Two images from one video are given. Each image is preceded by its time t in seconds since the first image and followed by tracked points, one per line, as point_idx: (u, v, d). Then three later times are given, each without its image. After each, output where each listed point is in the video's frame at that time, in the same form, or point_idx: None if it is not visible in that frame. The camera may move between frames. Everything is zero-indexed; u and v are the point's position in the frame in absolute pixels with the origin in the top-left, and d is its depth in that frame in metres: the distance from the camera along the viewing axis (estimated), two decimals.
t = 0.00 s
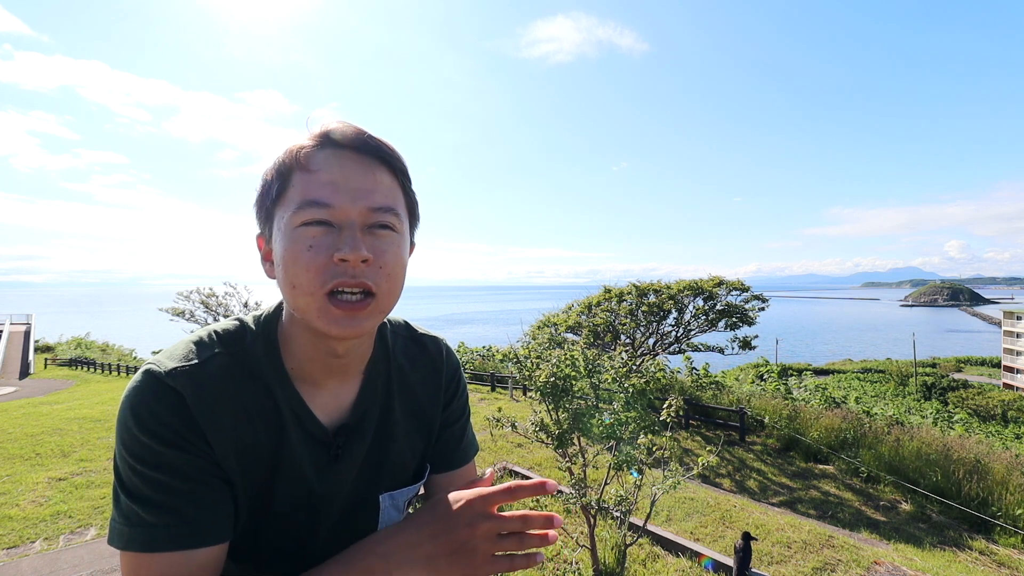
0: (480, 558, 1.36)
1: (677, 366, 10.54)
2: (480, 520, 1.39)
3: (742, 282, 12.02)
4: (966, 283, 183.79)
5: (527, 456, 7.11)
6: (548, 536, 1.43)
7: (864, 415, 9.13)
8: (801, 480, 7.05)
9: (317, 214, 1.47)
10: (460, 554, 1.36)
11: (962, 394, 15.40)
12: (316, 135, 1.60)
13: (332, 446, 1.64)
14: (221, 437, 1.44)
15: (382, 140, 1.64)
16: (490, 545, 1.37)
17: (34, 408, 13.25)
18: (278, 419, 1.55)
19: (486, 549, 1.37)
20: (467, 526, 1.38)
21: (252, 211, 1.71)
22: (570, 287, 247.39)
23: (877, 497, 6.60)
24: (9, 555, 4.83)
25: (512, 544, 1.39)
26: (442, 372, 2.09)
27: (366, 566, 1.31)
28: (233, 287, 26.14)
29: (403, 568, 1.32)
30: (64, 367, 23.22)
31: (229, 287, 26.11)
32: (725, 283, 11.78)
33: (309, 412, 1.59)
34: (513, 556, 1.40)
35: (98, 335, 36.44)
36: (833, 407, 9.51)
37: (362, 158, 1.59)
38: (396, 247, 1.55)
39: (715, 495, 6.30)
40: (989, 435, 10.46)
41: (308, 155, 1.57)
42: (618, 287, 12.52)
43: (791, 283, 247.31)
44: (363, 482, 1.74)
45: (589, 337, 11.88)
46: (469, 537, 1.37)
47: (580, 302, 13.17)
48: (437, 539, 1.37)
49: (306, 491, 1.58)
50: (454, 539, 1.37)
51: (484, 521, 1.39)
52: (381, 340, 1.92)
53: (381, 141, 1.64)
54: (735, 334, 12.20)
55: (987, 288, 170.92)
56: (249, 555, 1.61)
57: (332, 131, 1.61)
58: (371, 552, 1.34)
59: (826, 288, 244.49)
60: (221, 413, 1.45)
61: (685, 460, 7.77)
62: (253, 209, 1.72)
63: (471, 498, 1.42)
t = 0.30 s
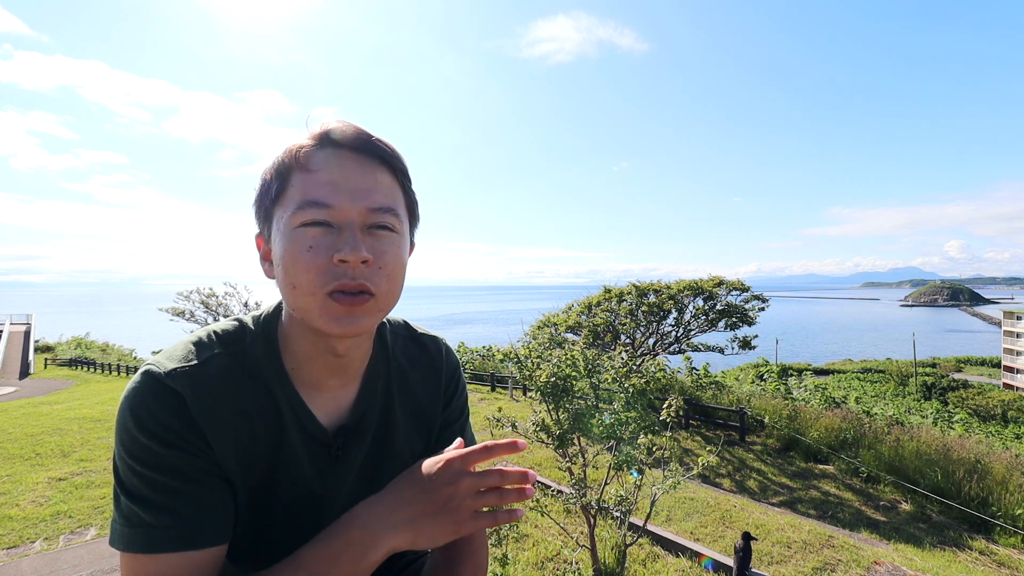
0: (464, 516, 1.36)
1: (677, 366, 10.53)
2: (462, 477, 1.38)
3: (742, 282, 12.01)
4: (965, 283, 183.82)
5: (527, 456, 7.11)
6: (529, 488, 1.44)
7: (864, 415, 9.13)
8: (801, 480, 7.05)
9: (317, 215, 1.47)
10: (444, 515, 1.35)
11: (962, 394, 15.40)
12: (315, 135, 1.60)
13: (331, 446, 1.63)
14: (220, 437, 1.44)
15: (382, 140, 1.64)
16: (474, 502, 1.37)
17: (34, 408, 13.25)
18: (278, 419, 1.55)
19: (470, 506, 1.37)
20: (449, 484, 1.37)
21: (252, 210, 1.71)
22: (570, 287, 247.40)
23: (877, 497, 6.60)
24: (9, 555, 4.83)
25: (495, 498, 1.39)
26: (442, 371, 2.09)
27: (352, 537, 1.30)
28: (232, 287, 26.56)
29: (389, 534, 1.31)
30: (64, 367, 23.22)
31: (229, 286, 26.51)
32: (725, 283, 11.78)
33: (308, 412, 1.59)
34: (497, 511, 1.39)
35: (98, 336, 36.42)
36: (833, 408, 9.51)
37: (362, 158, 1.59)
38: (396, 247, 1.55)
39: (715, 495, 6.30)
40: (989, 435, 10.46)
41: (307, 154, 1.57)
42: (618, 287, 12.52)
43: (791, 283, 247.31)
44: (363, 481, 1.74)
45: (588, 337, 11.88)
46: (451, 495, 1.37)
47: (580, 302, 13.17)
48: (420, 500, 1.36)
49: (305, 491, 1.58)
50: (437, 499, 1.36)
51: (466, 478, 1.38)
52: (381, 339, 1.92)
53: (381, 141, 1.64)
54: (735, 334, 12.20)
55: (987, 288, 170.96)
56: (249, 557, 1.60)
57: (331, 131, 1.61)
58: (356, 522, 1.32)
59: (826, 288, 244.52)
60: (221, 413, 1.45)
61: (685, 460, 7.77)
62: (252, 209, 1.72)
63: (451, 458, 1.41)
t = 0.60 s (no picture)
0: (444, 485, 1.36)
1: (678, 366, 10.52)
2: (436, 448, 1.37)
3: (742, 282, 12.01)
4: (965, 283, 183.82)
5: (527, 456, 7.12)
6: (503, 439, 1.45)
7: (864, 415, 9.13)
8: (801, 480, 7.05)
9: (311, 213, 1.47)
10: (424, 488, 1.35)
11: (962, 394, 15.40)
12: (311, 133, 1.60)
13: (330, 446, 1.64)
14: (220, 437, 1.44)
15: (378, 139, 1.64)
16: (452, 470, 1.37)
17: (34, 408, 13.25)
18: (277, 419, 1.56)
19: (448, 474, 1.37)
20: (423, 459, 1.35)
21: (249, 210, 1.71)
22: (570, 287, 247.38)
23: (877, 497, 6.60)
24: (9, 555, 4.83)
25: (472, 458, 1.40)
26: (441, 371, 2.09)
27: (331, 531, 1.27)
28: (232, 287, 26.68)
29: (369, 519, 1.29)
30: (64, 367, 23.21)
31: (229, 287, 26.64)
32: (725, 283, 11.78)
33: (307, 412, 1.59)
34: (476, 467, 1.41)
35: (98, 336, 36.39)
36: (833, 408, 9.51)
37: (357, 157, 1.59)
38: (391, 246, 1.55)
39: (715, 495, 6.30)
40: (989, 435, 10.46)
41: (303, 153, 1.57)
42: (618, 287, 12.51)
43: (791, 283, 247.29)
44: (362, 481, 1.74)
45: (588, 337, 11.88)
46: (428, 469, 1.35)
47: (580, 302, 13.16)
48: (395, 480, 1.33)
49: (305, 491, 1.58)
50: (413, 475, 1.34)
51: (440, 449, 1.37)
52: (380, 339, 1.92)
53: (377, 140, 1.64)
54: (735, 334, 12.20)
55: (987, 288, 170.97)
56: (249, 556, 1.60)
57: (327, 130, 1.61)
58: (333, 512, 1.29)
59: (826, 288, 244.48)
60: (219, 413, 1.45)
61: (685, 460, 7.77)
62: (250, 209, 1.72)
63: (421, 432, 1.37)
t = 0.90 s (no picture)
0: (423, 503, 1.18)
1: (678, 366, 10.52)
2: (398, 480, 1.12)
3: (742, 282, 12.01)
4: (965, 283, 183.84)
5: (527, 456, 7.12)
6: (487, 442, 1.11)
7: (864, 415, 9.13)
8: (801, 480, 7.05)
9: (312, 215, 1.47)
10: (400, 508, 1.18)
11: (962, 394, 15.41)
12: (311, 134, 1.60)
13: (330, 446, 1.63)
14: (220, 437, 1.44)
15: (378, 140, 1.64)
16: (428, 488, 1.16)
17: (34, 408, 13.25)
18: (277, 420, 1.55)
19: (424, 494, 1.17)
20: (390, 486, 1.13)
21: (249, 210, 1.71)
22: (570, 287, 247.40)
23: (877, 497, 6.59)
24: (9, 555, 4.84)
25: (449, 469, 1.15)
26: (441, 372, 2.09)
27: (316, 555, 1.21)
28: (232, 287, 26.56)
29: (350, 542, 1.21)
30: (64, 367, 23.21)
31: (229, 287, 26.53)
32: (725, 283, 11.78)
33: (308, 413, 1.59)
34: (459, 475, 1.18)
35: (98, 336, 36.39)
36: (833, 408, 9.51)
37: (358, 158, 1.59)
38: (392, 247, 1.55)
39: (715, 495, 6.30)
40: (989, 435, 10.46)
41: (304, 155, 1.57)
42: (618, 287, 12.51)
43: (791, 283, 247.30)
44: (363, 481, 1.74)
45: (588, 337, 11.88)
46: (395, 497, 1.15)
47: (580, 302, 13.16)
48: (361, 508, 1.17)
49: (306, 492, 1.58)
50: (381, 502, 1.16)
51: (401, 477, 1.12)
52: (380, 340, 1.92)
53: (378, 140, 1.64)
54: (735, 334, 12.21)
55: (987, 288, 170.98)
56: (250, 555, 1.60)
57: (328, 130, 1.61)
58: (313, 536, 1.21)
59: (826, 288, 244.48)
60: (219, 414, 1.45)
61: (685, 460, 7.77)
62: (250, 209, 1.72)
63: (378, 460, 1.10)
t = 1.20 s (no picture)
0: (424, 546, 1.19)
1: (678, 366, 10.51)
2: (404, 516, 1.12)
3: (742, 282, 12.02)
4: (965, 283, 183.85)
5: (527, 456, 7.12)
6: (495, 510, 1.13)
7: (864, 415, 9.13)
8: (801, 480, 7.05)
9: (315, 218, 1.47)
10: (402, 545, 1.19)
11: (962, 394, 15.41)
12: (314, 136, 1.60)
13: (330, 448, 1.63)
14: (220, 437, 1.44)
15: (381, 142, 1.64)
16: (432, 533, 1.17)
17: (34, 408, 13.24)
18: (277, 421, 1.55)
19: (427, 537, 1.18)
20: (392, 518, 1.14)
21: (250, 211, 1.71)
22: (570, 287, 247.40)
23: (877, 497, 6.60)
24: (9, 555, 4.84)
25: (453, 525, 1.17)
26: (442, 372, 2.08)
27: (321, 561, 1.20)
28: (232, 287, 25.93)
29: (358, 561, 1.20)
30: (64, 367, 23.21)
31: (229, 287, 25.90)
32: (725, 283, 11.78)
33: (309, 414, 1.59)
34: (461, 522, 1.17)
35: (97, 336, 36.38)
36: (833, 408, 9.51)
37: (361, 160, 1.59)
38: (394, 250, 1.55)
39: (715, 495, 6.30)
40: (989, 435, 10.46)
41: (306, 157, 1.56)
42: (618, 287, 12.50)
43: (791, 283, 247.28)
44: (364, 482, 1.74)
45: (589, 337, 11.88)
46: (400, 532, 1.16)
47: (580, 302, 13.15)
48: (366, 532, 1.18)
49: (306, 493, 1.58)
50: (387, 531, 1.17)
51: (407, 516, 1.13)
52: (380, 341, 1.93)
53: (380, 143, 1.64)
54: (735, 334, 12.20)
55: (987, 288, 170.96)
56: (252, 553, 1.60)
57: (330, 132, 1.61)
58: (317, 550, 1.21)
59: (826, 288, 244.48)
60: (219, 415, 1.45)
61: (685, 460, 7.77)
62: (251, 209, 1.72)
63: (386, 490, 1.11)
